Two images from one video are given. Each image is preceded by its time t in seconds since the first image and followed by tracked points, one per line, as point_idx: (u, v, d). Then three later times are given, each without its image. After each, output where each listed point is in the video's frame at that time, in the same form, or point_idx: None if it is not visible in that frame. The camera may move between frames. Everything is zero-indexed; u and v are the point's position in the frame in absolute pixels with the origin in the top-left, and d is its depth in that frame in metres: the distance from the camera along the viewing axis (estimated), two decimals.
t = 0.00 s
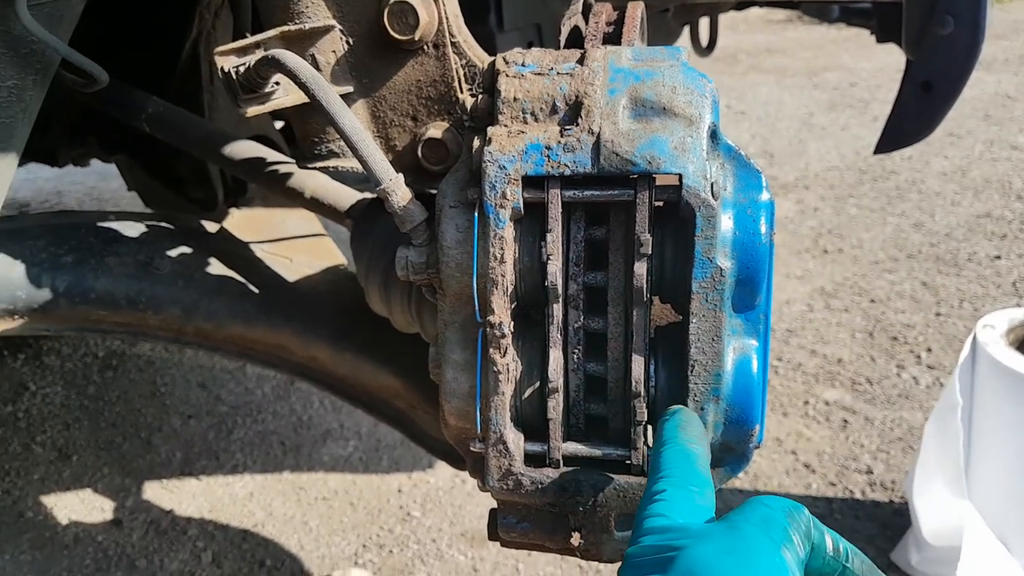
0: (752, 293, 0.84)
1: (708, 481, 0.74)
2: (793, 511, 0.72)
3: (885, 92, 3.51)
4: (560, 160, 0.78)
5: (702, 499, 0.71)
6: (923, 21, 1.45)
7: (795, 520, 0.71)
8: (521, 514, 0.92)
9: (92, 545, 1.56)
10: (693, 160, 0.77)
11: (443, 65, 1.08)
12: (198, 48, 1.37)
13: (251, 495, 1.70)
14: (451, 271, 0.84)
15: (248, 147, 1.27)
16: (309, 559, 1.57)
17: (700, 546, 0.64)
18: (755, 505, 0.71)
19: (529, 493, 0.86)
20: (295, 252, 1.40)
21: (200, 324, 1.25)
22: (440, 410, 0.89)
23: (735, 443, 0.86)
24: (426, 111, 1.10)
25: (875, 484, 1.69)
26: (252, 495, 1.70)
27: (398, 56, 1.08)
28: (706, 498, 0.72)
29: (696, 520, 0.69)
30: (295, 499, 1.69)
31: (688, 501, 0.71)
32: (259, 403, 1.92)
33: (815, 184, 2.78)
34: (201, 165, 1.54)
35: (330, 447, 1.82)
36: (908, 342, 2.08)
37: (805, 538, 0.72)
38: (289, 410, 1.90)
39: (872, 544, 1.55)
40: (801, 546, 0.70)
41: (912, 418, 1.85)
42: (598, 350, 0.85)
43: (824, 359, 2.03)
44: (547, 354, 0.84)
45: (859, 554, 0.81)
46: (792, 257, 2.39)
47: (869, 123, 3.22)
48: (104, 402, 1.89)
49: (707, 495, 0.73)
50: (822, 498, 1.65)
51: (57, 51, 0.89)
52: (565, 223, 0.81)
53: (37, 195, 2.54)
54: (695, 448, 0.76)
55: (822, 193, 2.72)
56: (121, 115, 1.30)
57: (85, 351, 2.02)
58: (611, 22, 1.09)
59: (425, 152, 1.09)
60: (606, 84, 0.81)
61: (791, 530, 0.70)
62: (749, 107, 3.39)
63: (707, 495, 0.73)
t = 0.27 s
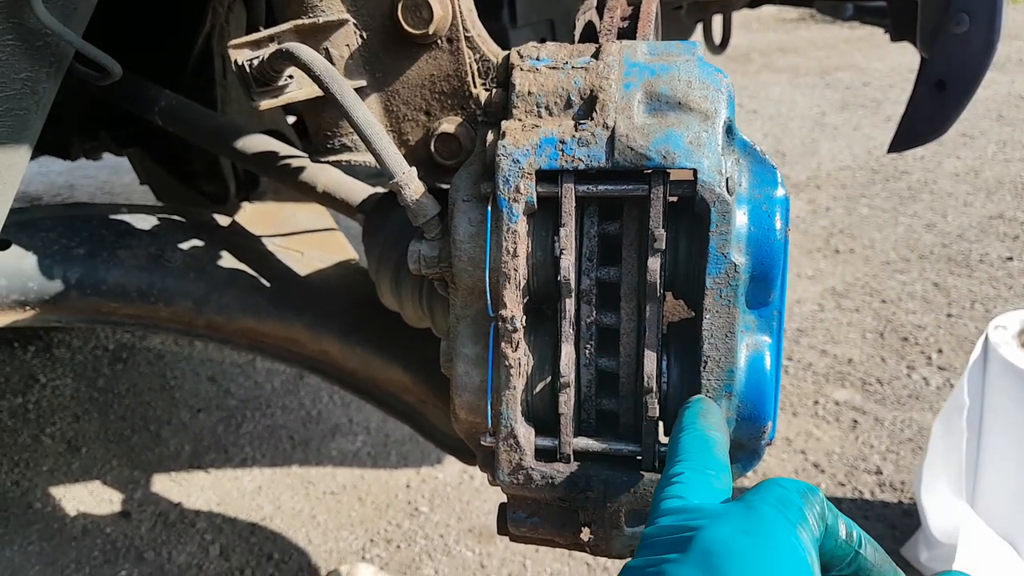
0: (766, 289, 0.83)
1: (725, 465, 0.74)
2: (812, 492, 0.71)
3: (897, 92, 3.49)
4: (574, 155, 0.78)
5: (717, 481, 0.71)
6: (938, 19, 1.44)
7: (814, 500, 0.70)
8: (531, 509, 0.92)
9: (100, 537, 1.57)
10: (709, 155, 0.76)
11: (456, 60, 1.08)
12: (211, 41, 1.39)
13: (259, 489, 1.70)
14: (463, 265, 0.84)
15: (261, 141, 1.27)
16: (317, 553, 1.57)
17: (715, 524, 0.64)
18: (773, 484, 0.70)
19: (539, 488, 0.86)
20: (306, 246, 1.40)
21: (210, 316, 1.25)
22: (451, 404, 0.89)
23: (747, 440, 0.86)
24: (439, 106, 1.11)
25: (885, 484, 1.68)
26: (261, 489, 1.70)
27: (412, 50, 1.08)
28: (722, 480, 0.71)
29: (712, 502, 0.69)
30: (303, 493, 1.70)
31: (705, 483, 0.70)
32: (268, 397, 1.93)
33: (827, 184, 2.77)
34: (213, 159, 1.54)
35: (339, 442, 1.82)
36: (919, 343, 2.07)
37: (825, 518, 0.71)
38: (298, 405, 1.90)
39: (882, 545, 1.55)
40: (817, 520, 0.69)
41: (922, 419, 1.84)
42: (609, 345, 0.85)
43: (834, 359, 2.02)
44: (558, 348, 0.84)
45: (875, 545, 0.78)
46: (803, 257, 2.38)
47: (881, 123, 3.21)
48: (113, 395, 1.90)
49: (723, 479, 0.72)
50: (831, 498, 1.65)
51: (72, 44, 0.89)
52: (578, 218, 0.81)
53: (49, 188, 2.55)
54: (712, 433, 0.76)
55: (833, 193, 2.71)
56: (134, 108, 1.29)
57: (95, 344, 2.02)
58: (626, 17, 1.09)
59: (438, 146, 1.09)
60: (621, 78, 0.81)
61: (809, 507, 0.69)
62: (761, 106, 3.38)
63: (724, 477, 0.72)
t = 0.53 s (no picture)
0: (773, 287, 0.84)
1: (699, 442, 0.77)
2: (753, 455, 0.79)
3: (904, 92, 3.49)
4: (582, 152, 0.78)
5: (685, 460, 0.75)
6: (945, 20, 1.44)
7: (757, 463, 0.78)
8: (538, 505, 0.92)
9: (108, 532, 1.58)
10: (717, 153, 0.77)
11: (465, 58, 1.09)
12: (221, 39, 1.38)
13: (266, 485, 1.71)
14: (471, 262, 0.85)
15: (270, 138, 1.28)
16: (323, 550, 1.58)
17: (660, 508, 0.70)
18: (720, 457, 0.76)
19: (547, 484, 0.86)
20: (314, 243, 1.41)
21: (219, 313, 1.26)
22: (459, 400, 0.89)
23: (754, 437, 0.86)
24: (448, 104, 1.11)
25: (890, 484, 1.68)
26: (267, 486, 1.71)
27: (421, 48, 1.09)
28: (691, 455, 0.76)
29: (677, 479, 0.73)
30: (309, 490, 1.70)
31: (670, 468, 0.74)
32: (275, 394, 1.93)
33: (834, 184, 2.76)
34: (222, 156, 1.56)
35: (345, 439, 1.83)
36: (925, 343, 2.07)
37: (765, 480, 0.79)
38: (304, 402, 1.91)
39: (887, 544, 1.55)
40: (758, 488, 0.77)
41: (928, 419, 1.84)
42: (617, 342, 0.86)
43: (840, 358, 2.02)
44: (566, 345, 0.84)
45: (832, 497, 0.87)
46: (809, 257, 2.38)
47: (888, 123, 3.20)
48: (121, 391, 1.91)
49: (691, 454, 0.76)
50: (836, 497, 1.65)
51: (82, 40, 0.89)
52: (586, 215, 0.82)
53: (57, 185, 2.56)
54: (691, 417, 0.77)
55: (840, 193, 2.71)
56: (144, 106, 1.30)
57: (103, 341, 2.03)
58: (635, 15, 1.09)
59: (447, 144, 1.08)
60: (630, 75, 0.81)
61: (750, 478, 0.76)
62: (768, 106, 3.38)
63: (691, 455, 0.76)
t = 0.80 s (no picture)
0: (782, 283, 0.83)
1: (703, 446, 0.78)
2: (759, 462, 0.78)
3: (910, 94, 3.49)
4: (592, 147, 0.78)
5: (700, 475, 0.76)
6: (954, 19, 1.44)
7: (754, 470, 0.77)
8: (544, 500, 0.92)
9: (112, 526, 1.58)
10: (726, 148, 0.77)
11: (474, 53, 1.09)
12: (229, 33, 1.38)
13: (270, 481, 1.71)
14: (479, 257, 0.84)
15: (278, 133, 1.28)
16: (327, 546, 1.58)
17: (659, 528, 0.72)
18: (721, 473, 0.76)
19: (553, 480, 0.86)
20: (320, 239, 1.41)
21: (225, 307, 1.26)
22: (465, 395, 0.89)
23: (761, 434, 0.86)
24: (456, 99, 1.11)
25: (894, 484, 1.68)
26: (272, 481, 1.71)
27: (430, 43, 1.09)
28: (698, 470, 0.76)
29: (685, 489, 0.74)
30: (313, 486, 1.71)
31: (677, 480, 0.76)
32: (280, 390, 1.94)
33: (839, 184, 2.76)
34: (230, 151, 1.56)
35: (349, 435, 1.83)
36: (930, 344, 2.06)
37: (768, 483, 0.78)
38: (309, 398, 1.91)
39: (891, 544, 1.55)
40: (757, 494, 0.76)
41: (933, 420, 1.84)
42: (625, 337, 0.86)
43: (845, 359, 2.02)
44: (573, 340, 0.84)
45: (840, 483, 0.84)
46: (814, 257, 2.38)
47: (894, 124, 3.20)
48: (126, 386, 1.91)
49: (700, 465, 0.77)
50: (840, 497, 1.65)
51: (91, 33, 0.89)
52: (594, 210, 0.81)
53: (63, 180, 2.57)
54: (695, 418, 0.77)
55: (845, 194, 2.71)
56: (151, 100, 1.30)
57: (108, 335, 2.04)
58: (645, 11, 1.09)
59: (455, 140, 1.09)
60: (640, 70, 0.81)
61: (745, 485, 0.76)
62: (774, 107, 3.37)
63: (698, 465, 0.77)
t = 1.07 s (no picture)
0: (784, 283, 0.84)
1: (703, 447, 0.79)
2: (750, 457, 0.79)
3: (913, 93, 3.48)
4: (595, 147, 0.78)
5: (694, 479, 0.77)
6: (957, 18, 1.44)
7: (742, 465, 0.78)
8: (547, 499, 0.92)
9: (117, 525, 1.59)
10: (728, 149, 0.77)
11: (478, 54, 1.09)
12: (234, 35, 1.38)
13: (274, 480, 1.72)
14: (483, 257, 0.85)
15: (282, 134, 1.28)
16: (331, 545, 1.58)
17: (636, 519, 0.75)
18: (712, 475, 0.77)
19: (556, 479, 0.87)
20: (325, 239, 1.42)
21: (230, 307, 1.27)
22: (469, 395, 0.90)
23: (763, 434, 0.86)
24: (460, 99, 1.12)
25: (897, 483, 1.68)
26: (276, 481, 1.72)
27: (434, 44, 1.09)
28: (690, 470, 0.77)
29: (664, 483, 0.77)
30: (318, 485, 1.71)
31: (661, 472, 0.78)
32: (284, 389, 1.94)
33: (843, 184, 2.76)
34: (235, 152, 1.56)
35: (353, 435, 1.84)
36: (933, 343, 2.06)
37: (747, 468, 0.79)
38: (313, 397, 1.92)
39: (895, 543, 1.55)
40: (735, 481, 0.77)
41: (936, 420, 1.84)
42: (627, 337, 0.86)
43: (848, 358, 2.02)
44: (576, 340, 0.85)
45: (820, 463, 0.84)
46: (818, 256, 2.38)
47: (898, 123, 3.20)
48: (131, 385, 1.92)
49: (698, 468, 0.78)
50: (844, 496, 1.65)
51: (97, 36, 0.90)
52: (597, 211, 0.82)
53: (68, 180, 2.57)
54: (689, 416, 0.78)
55: (849, 193, 2.71)
56: (157, 101, 1.31)
57: (113, 335, 2.04)
58: (648, 11, 1.09)
59: (458, 140, 1.10)
60: (643, 72, 0.81)
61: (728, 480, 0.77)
62: (777, 106, 3.37)
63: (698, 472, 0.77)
